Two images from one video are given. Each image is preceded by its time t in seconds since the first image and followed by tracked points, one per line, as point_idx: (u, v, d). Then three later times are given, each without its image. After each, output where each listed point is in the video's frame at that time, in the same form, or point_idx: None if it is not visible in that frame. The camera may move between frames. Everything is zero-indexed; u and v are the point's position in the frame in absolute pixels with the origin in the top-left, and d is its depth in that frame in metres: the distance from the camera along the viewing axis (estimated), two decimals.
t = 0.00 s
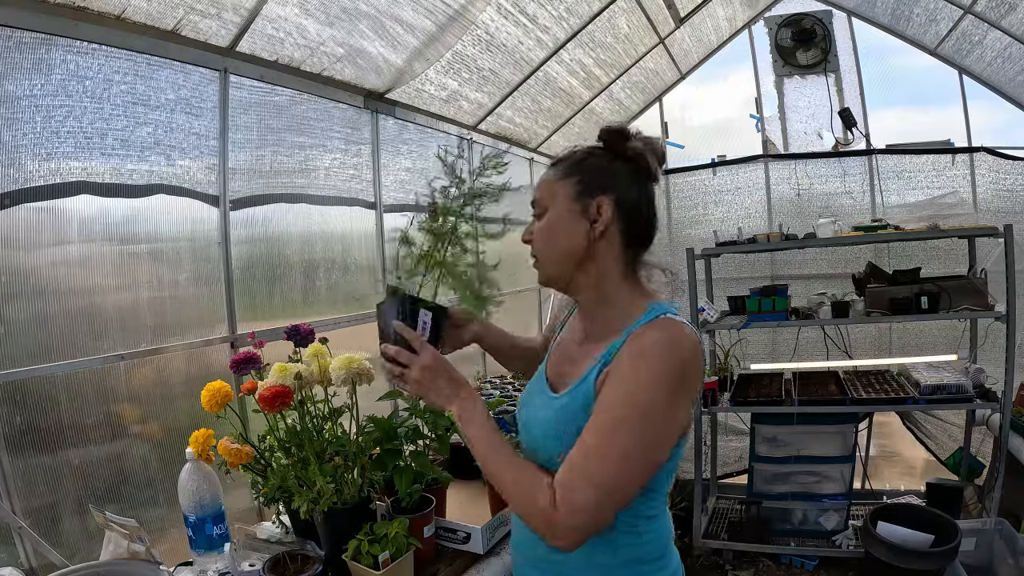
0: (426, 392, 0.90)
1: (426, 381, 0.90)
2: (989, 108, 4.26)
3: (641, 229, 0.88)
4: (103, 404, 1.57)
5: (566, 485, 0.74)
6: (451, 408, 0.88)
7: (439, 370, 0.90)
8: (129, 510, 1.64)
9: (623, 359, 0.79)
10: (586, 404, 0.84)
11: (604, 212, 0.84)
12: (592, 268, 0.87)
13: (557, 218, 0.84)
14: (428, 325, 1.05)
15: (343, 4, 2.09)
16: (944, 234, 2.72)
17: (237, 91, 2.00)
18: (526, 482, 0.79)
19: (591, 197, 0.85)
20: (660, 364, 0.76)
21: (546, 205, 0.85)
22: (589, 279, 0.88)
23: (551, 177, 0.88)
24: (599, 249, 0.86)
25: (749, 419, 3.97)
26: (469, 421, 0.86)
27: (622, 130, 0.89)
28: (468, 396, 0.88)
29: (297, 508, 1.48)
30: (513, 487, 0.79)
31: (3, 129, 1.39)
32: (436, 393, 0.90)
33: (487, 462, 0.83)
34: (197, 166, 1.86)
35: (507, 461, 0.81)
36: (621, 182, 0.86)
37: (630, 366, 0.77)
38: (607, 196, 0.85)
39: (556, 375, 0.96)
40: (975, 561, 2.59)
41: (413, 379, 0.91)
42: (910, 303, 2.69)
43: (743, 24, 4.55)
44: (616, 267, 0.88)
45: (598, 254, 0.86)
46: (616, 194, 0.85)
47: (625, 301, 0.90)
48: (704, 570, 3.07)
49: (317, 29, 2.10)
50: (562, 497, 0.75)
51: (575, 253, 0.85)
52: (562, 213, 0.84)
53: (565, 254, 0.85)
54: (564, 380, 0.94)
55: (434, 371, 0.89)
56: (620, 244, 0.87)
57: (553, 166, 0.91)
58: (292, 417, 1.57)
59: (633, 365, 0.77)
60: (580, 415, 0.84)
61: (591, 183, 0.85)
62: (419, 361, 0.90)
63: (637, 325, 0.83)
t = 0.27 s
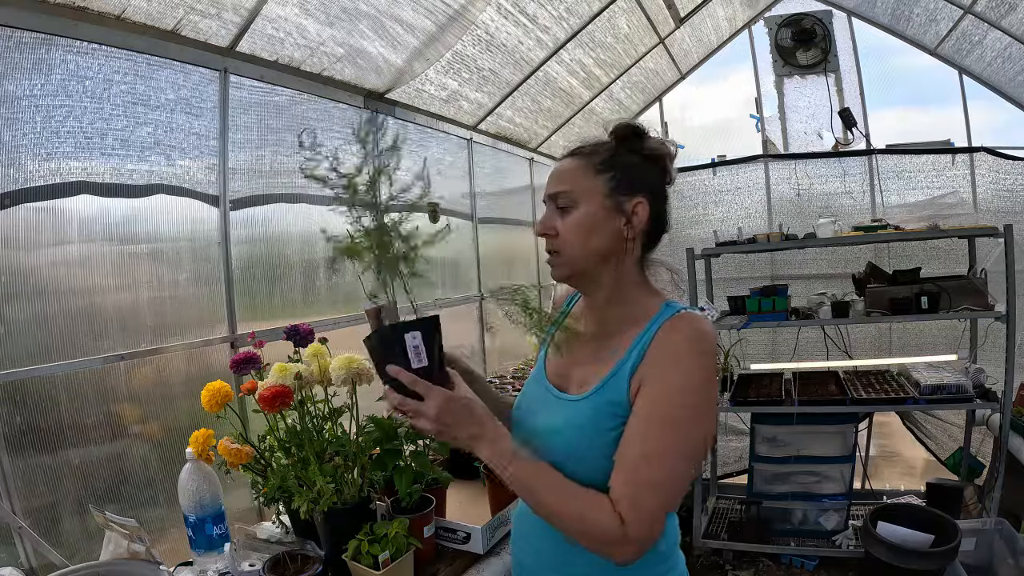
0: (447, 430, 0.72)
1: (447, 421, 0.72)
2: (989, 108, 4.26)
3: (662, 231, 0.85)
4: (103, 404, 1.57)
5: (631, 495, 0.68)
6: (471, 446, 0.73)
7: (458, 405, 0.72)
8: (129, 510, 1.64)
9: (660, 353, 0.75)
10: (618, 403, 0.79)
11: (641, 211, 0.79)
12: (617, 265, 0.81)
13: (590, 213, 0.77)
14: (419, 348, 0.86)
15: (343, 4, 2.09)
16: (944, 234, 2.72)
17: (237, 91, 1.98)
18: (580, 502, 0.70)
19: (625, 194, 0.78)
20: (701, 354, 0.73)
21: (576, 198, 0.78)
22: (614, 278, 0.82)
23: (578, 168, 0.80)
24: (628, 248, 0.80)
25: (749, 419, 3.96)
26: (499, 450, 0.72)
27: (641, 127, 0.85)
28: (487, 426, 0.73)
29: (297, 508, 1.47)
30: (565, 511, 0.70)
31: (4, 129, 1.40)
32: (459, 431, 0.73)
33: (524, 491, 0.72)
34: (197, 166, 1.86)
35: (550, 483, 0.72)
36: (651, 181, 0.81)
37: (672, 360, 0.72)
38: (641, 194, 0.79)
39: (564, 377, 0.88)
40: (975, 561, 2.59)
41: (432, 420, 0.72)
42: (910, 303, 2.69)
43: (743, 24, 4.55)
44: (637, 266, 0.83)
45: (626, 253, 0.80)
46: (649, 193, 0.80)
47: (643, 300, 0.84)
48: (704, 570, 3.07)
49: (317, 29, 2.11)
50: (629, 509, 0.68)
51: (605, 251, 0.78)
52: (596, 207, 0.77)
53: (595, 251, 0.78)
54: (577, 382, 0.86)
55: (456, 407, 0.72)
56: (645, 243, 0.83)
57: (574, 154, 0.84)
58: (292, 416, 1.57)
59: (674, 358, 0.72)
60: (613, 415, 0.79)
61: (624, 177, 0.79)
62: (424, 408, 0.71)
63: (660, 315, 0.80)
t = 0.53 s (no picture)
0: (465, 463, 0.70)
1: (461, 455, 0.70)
2: (989, 108, 4.26)
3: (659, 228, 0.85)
4: (102, 404, 1.57)
5: (672, 495, 0.68)
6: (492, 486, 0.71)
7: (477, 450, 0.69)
8: (129, 510, 1.64)
9: (684, 351, 0.74)
10: (640, 398, 0.77)
11: (654, 210, 0.78)
12: (630, 263, 0.78)
13: (612, 209, 0.73)
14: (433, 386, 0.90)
15: (343, 4, 2.10)
16: (945, 234, 2.71)
17: (237, 91, 1.97)
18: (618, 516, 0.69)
19: (641, 192, 0.77)
20: (721, 348, 0.73)
21: (597, 193, 0.74)
22: (628, 277, 0.79)
23: (594, 161, 0.76)
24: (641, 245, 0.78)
25: (749, 419, 3.97)
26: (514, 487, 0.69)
27: (638, 126, 0.84)
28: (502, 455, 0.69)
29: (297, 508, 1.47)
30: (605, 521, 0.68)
31: (4, 130, 1.41)
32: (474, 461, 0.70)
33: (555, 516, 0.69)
34: (197, 166, 1.84)
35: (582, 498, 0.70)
36: (658, 180, 0.81)
37: (694, 358, 0.72)
38: (653, 193, 0.79)
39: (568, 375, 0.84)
40: (975, 561, 2.59)
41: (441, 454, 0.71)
42: (910, 303, 2.69)
43: (743, 24, 4.55)
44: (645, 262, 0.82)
45: (639, 251, 0.78)
46: (659, 192, 0.79)
47: (652, 298, 0.83)
48: (704, 570, 3.08)
49: (317, 29, 2.12)
50: (670, 509, 0.68)
51: (623, 249, 0.75)
52: (618, 204, 0.74)
53: (615, 249, 0.74)
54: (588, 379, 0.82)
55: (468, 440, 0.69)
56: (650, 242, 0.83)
57: (582, 149, 0.79)
58: (292, 416, 1.57)
59: (695, 356, 0.72)
60: (635, 412, 0.77)
61: (639, 176, 0.77)
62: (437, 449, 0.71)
63: (673, 310, 0.80)
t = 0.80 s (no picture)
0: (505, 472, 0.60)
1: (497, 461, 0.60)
2: (989, 108, 4.27)
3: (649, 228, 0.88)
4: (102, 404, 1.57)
5: (691, 486, 0.67)
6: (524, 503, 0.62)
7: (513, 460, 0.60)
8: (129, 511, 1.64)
9: (695, 343, 0.74)
10: (652, 391, 0.76)
11: (657, 211, 0.79)
12: (636, 264, 0.78)
13: (624, 212, 0.72)
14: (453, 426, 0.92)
15: (343, 4, 2.10)
16: (945, 234, 2.71)
17: (238, 91, 1.97)
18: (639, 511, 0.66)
19: (646, 195, 0.77)
20: (731, 338, 0.74)
21: (610, 195, 0.72)
22: (633, 277, 0.80)
23: (599, 162, 0.74)
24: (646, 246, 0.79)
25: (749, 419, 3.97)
26: (555, 496, 0.61)
27: (631, 125, 0.85)
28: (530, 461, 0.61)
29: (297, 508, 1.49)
30: (632, 519, 0.65)
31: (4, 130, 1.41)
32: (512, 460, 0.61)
33: (578, 519, 0.65)
34: (197, 166, 1.88)
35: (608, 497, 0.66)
36: (655, 181, 0.82)
37: (706, 349, 0.73)
38: (654, 194, 0.80)
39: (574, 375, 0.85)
40: (975, 561, 2.59)
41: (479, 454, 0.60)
42: (910, 303, 2.69)
43: (743, 24, 4.55)
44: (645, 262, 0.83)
45: (643, 251, 0.79)
46: (658, 193, 0.80)
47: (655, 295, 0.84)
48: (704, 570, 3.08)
49: (317, 29, 2.12)
50: (690, 501, 0.67)
51: (634, 250, 0.75)
52: (629, 206, 0.73)
53: (626, 251, 0.74)
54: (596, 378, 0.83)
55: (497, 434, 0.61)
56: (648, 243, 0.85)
57: (585, 148, 0.76)
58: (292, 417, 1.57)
59: (706, 347, 0.73)
60: (649, 405, 0.77)
61: (642, 177, 0.78)
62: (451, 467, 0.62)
63: (679, 305, 0.81)
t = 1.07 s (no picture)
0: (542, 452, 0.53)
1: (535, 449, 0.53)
2: (989, 108, 4.26)
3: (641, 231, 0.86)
4: (102, 404, 1.57)
5: (704, 482, 0.63)
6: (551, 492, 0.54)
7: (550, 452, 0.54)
8: (129, 511, 1.64)
9: (700, 338, 0.71)
10: (658, 389, 0.73)
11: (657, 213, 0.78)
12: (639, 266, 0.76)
13: (636, 214, 0.71)
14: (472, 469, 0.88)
15: (343, 4, 2.07)
16: (945, 234, 2.71)
17: (237, 91, 1.99)
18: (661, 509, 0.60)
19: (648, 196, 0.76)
20: (734, 334, 0.71)
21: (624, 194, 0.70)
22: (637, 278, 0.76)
23: (605, 160, 0.72)
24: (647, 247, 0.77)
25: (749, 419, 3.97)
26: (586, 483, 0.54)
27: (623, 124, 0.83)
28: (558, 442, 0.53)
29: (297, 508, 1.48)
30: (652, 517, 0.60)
31: (4, 129, 1.40)
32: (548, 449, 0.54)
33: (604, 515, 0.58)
34: (197, 165, 1.86)
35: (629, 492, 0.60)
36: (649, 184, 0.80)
37: (708, 347, 0.70)
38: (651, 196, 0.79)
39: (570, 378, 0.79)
40: (975, 561, 2.59)
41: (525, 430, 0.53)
42: (910, 303, 2.69)
43: (743, 24, 4.54)
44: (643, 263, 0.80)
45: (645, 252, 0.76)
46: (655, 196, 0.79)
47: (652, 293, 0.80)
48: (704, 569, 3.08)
49: (317, 29, 2.10)
50: (703, 496, 0.63)
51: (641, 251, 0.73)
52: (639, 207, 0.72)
53: (634, 253, 0.72)
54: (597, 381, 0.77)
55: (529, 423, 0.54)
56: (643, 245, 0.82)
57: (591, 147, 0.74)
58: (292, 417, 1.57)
59: (709, 344, 0.70)
60: (654, 404, 0.73)
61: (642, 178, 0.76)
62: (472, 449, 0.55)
63: (679, 302, 0.78)
